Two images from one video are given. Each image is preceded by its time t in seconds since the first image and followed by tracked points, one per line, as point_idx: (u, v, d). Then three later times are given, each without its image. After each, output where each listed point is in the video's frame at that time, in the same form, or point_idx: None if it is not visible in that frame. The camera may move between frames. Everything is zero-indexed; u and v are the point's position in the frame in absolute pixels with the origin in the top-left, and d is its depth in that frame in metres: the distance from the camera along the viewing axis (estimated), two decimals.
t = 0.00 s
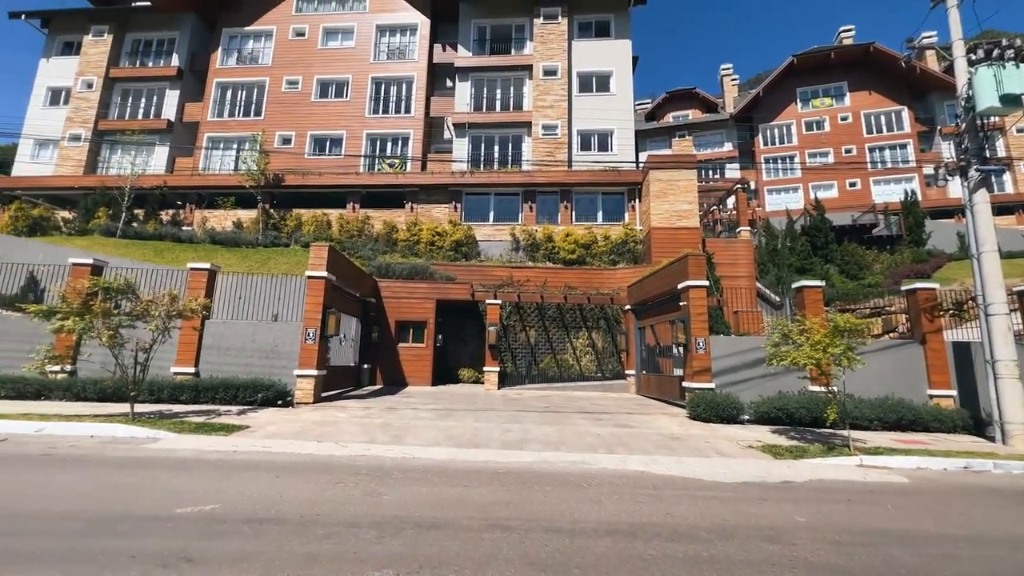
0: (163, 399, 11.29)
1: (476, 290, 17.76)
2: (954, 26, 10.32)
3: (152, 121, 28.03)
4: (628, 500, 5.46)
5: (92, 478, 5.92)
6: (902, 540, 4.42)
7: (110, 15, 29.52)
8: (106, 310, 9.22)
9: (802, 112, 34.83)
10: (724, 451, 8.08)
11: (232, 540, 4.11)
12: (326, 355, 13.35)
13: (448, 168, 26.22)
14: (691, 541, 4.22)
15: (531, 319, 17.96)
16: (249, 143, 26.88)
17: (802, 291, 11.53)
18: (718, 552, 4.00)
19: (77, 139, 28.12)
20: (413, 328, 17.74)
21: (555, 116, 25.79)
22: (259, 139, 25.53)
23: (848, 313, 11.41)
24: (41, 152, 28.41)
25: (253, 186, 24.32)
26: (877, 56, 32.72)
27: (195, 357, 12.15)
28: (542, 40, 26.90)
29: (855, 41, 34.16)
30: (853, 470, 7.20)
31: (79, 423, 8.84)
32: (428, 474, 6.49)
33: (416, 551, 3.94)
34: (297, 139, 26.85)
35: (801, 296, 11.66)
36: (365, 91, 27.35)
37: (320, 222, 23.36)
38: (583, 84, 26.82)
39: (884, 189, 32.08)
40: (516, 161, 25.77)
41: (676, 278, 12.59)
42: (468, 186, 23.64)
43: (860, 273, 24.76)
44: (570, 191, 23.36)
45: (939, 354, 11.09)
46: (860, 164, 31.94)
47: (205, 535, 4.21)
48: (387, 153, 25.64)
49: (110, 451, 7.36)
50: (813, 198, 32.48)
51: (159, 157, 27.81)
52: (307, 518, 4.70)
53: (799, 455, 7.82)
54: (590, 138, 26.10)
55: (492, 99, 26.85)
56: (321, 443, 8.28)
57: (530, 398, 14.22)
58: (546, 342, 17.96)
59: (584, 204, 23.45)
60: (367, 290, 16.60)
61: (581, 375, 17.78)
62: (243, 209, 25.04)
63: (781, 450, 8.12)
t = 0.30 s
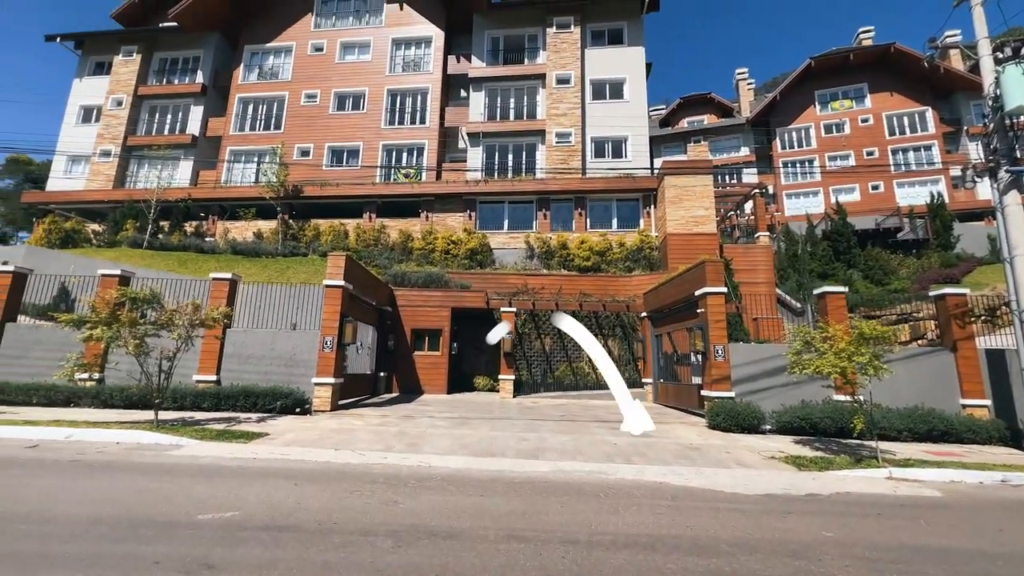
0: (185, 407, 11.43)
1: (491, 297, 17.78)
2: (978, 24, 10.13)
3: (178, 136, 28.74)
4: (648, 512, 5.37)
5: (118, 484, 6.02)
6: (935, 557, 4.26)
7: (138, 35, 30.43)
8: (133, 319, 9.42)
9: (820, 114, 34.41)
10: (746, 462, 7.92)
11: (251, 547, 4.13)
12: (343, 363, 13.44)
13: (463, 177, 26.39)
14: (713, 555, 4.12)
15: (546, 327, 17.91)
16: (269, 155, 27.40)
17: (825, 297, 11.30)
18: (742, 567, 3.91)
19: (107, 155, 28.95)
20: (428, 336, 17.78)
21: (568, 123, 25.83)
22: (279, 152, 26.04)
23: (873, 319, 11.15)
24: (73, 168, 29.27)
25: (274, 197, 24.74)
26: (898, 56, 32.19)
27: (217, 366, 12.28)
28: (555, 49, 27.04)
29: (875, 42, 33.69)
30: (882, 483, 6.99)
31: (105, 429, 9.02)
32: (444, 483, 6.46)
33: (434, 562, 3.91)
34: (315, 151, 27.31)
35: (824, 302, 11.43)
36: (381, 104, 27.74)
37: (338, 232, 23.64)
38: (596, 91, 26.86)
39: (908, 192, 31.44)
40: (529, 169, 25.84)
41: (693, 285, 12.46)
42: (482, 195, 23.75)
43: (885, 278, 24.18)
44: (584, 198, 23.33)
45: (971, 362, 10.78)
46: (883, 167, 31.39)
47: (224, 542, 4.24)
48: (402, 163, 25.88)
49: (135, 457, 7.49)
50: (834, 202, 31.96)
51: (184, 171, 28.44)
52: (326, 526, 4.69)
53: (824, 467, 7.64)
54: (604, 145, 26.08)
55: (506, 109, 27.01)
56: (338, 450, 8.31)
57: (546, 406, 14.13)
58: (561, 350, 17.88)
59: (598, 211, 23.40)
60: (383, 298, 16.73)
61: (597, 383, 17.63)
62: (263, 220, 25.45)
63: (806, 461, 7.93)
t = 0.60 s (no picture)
0: (205, 416, 11.62)
1: (504, 308, 17.75)
2: (1000, 26, 10.00)
3: (200, 152, 29.41)
4: (668, 528, 5.26)
5: (139, 494, 6.10)
6: None
7: (163, 56, 31.36)
8: (156, 331, 9.58)
9: (837, 120, 34.08)
10: (768, 476, 7.75)
11: (268, 559, 4.11)
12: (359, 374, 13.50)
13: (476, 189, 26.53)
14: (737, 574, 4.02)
15: (560, 338, 17.84)
16: (287, 170, 27.88)
17: (847, 306, 11.09)
18: None
19: (133, 171, 29.74)
20: (442, 347, 17.79)
21: (581, 134, 25.89)
22: (297, 167, 26.48)
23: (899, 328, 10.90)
24: (101, 185, 30.07)
25: (291, 211, 25.11)
26: (916, 60, 31.81)
27: (235, 376, 12.49)
28: (566, 60, 27.20)
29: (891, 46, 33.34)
30: (912, 499, 6.78)
31: (128, 439, 9.14)
32: (458, 496, 6.42)
33: None
34: (331, 165, 27.74)
35: (845, 310, 11.22)
36: (395, 118, 28.11)
37: (354, 244, 23.92)
38: (608, 101, 26.91)
39: (932, 197, 30.80)
40: (542, 180, 25.90)
41: (709, 294, 12.32)
42: (495, 206, 23.85)
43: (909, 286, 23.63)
44: (597, 207, 23.31)
45: (1003, 372, 10.53)
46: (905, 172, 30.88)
47: (242, 554, 4.23)
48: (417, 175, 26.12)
49: (155, 467, 7.57)
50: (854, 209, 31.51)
51: (206, 186, 29.05)
52: (343, 539, 4.67)
53: (849, 482, 7.43)
54: (617, 154, 26.06)
55: (518, 120, 27.20)
56: (353, 461, 8.32)
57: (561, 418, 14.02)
58: (576, 360, 17.76)
59: (612, 220, 23.35)
60: (398, 309, 16.84)
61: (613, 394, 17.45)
62: (281, 233, 25.82)
63: (831, 475, 7.74)
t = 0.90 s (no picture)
0: (223, 427, 11.72)
1: (517, 318, 17.67)
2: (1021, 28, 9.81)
3: (220, 169, 30.03)
4: (688, 544, 5.15)
5: (159, 504, 6.16)
6: None
7: (187, 78, 32.22)
8: (176, 343, 9.71)
9: (854, 126, 33.73)
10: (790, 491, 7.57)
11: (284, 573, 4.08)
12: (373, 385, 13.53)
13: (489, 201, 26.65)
14: None
15: (574, 348, 17.72)
16: (304, 184, 28.32)
17: (869, 314, 10.86)
18: None
19: (156, 188, 30.44)
20: (456, 358, 17.77)
21: (592, 144, 25.94)
22: (313, 181, 26.89)
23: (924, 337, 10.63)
24: (127, 202, 30.84)
25: (308, 224, 25.42)
26: (934, 63, 31.39)
27: (253, 388, 12.60)
28: (577, 72, 27.36)
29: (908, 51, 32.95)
30: (944, 516, 6.54)
31: (149, 450, 9.25)
32: (472, 509, 6.36)
33: None
34: (346, 179, 28.15)
35: (867, 319, 10.98)
36: (409, 132, 28.45)
37: (368, 256, 24.15)
38: (620, 112, 26.97)
39: (955, 203, 30.13)
40: (554, 191, 25.94)
41: (725, 303, 12.18)
42: (508, 217, 23.93)
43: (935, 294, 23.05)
44: (610, 217, 23.27)
45: None
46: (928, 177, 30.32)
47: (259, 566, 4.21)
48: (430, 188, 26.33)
49: (175, 478, 7.63)
50: (875, 215, 31.03)
51: (226, 202, 29.62)
52: (359, 553, 4.63)
53: (877, 498, 7.21)
54: (629, 164, 26.04)
55: (530, 132, 27.37)
56: (368, 473, 8.30)
57: (577, 430, 13.88)
58: (590, 371, 17.61)
59: (625, 230, 23.28)
60: (412, 320, 16.92)
61: (628, 405, 17.25)
62: (297, 246, 26.14)
63: (857, 491, 7.53)
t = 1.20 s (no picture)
0: (242, 434, 11.85)
1: (531, 325, 17.59)
2: None
3: (239, 180, 30.56)
4: (707, 555, 5.04)
5: (179, 510, 6.22)
6: None
7: (208, 93, 32.92)
8: (197, 351, 9.85)
9: (873, 126, 33.30)
10: (814, 502, 7.38)
11: None
12: (388, 392, 13.58)
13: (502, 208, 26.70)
14: None
15: (589, 355, 17.61)
16: (320, 195, 28.68)
17: (892, 319, 10.63)
18: None
19: (178, 200, 31.05)
20: (470, 365, 17.74)
21: (604, 150, 25.88)
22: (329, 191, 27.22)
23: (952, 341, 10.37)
24: (151, 214, 31.54)
25: (324, 234, 25.70)
26: (956, 61, 30.89)
27: (270, 396, 12.73)
28: (588, 79, 27.39)
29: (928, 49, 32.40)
30: (977, 529, 6.31)
31: (171, 456, 9.37)
32: (487, 518, 6.31)
33: None
34: (361, 188, 28.47)
35: (891, 324, 10.75)
36: (422, 141, 28.69)
37: (383, 263, 24.34)
38: (632, 117, 26.94)
39: (981, 203, 29.41)
40: (567, 197, 25.93)
41: (742, 308, 12.03)
42: (521, 224, 23.95)
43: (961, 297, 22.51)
44: (623, 223, 23.17)
45: None
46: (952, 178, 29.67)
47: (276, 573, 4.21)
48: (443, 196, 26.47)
49: (194, 484, 7.71)
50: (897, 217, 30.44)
51: (245, 213, 30.13)
52: (374, 561, 4.61)
53: (906, 510, 6.99)
54: (642, 169, 25.96)
55: (542, 139, 27.43)
56: (382, 480, 8.31)
57: (592, 438, 13.76)
58: (605, 378, 17.47)
59: (638, 235, 23.16)
60: (426, 327, 17.01)
61: (644, 413, 17.07)
62: (314, 255, 26.44)
63: (884, 502, 7.32)
